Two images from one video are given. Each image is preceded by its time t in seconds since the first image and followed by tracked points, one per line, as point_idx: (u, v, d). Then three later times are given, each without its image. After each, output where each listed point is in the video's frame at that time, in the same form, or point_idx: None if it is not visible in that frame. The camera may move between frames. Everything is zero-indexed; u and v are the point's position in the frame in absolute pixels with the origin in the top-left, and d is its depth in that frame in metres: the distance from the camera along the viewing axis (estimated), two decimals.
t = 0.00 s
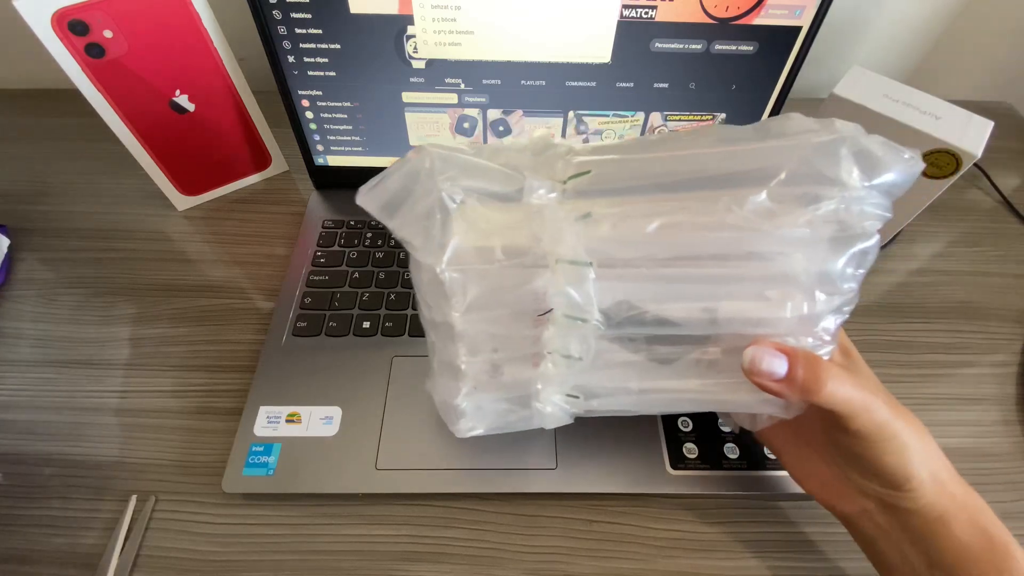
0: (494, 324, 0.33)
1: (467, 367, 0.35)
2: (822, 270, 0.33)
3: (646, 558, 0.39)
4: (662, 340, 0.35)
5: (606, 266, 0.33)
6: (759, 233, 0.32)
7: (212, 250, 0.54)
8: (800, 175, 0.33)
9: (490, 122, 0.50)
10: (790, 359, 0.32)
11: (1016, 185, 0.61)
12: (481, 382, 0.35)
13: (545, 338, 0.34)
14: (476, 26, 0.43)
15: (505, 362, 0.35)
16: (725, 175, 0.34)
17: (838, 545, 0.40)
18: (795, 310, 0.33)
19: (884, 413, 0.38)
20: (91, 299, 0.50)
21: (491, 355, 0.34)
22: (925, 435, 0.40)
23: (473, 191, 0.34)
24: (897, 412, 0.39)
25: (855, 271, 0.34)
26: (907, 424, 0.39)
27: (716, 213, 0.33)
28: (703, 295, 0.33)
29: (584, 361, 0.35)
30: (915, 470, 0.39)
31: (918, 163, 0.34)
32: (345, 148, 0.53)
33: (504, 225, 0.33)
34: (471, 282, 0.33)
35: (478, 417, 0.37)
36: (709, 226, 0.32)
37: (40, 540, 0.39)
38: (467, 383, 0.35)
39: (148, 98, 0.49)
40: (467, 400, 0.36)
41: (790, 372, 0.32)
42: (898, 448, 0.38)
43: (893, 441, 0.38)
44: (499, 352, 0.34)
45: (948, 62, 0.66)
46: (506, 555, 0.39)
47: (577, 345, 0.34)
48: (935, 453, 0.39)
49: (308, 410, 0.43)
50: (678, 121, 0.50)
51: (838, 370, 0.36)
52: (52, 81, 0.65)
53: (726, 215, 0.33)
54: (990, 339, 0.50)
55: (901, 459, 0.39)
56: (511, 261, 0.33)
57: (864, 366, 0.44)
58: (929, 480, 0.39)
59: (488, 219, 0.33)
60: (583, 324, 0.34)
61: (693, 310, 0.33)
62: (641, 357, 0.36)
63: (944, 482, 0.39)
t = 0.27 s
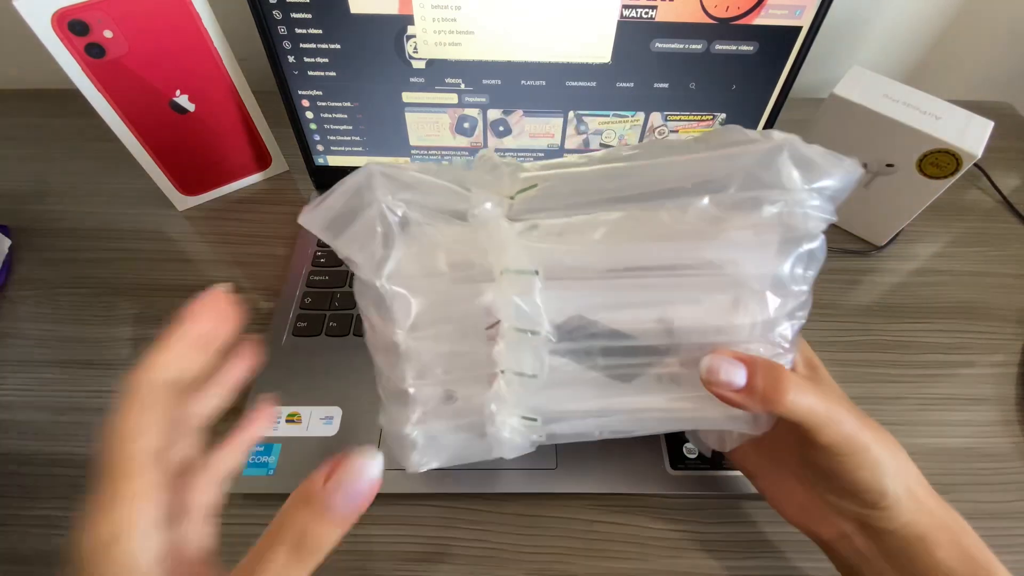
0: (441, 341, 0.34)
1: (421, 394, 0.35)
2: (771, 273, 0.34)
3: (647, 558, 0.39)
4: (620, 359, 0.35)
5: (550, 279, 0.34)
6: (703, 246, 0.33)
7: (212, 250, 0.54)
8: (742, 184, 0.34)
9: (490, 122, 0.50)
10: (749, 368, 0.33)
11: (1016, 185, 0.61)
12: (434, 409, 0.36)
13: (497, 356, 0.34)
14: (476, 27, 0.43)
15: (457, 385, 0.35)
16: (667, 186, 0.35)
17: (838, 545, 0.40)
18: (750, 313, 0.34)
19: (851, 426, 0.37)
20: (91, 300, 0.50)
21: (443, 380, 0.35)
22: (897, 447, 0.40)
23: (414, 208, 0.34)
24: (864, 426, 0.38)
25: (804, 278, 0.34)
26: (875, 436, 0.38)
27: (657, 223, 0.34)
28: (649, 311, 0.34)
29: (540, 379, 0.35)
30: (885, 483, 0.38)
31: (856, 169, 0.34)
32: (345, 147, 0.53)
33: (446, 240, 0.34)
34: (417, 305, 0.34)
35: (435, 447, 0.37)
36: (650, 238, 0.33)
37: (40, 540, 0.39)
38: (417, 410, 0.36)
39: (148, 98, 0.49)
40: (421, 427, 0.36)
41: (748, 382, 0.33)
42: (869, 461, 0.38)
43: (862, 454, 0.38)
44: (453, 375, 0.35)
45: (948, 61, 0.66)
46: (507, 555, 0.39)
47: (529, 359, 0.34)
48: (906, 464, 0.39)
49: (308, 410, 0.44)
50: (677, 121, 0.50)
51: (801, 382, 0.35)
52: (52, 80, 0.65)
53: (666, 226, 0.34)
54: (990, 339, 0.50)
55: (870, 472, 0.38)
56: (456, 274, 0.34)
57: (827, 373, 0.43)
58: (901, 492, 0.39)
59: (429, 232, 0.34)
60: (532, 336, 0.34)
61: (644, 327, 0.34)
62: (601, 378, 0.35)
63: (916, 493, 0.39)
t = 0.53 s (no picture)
0: (441, 286, 0.36)
1: (420, 368, 0.35)
2: (739, 242, 0.37)
3: (647, 558, 0.39)
4: (610, 335, 0.37)
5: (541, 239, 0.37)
6: (676, 221, 0.37)
7: (212, 250, 0.54)
8: (698, 177, 0.39)
9: (490, 122, 0.50)
10: (738, 316, 0.34)
11: (1017, 185, 0.61)
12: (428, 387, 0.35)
13: (495, 311, 0.35)
14: (476, 27, 0.43)
15: (452, 354, 0.35)
16: (635, 181, 0.39)
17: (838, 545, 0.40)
18: (727, 277, 0.37)
19: (843, 397, 0.38)
20: (91, 299, 0.50)
21: (439, 353, 0.35)
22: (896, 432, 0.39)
23: (415, 177, 0.39)
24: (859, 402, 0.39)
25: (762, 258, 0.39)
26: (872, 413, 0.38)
27: (629, 202, 0.38)
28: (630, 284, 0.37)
29: (538, 334, 0.35)
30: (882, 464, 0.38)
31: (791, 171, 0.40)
32: (345, 148, 0.53)
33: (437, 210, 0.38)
34: (413, 265, 0.36)
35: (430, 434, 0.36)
36: (624, 215, 0.38)
37: (40, 540, 0.39)
38: (410, 382, 0.35)
39: (148, 98, 0.49)
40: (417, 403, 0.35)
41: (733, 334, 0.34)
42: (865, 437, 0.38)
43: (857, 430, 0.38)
44: (451, 345, 0.35)
45: (948, 62, 0.66)
46: (507, 555, 0.39)
47: (526, 312, 0.35)
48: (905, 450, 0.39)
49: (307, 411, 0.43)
50: (677, 121, 0.50)
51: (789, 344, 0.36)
52: (51, 80, 0.65)
53: (637, 206, 0.38)
54: (990, 339, 0.50)
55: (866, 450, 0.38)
56: (454, 234, 0.37)
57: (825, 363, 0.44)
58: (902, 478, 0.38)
59: (428, 202, 0.38)
60: (528, 283, 0.35)
61: (629, 296, 0.37)
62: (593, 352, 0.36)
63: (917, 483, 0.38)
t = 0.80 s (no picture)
0: (431, 285, 0.36)
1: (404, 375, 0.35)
2: (749, 261, 0.37)
3: (647, 558, 0.39)
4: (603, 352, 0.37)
5: (541, 245, 0.37)
6: (682, 236, 0.37)
7: (212, 250, 0.54)
8: (709, 190, 0.39)
9: (490, 122, 0.50)
10: (739, 372, 0.33)
11: (1017, 185, 0.61)
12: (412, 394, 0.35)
13: (486, 317, 0.35)
14: (476, 27, 0.43)
15: (440, 359, 0.35)
16: (645, 190, 0.39)
17: (838, 545, 0.40)
18: (733, 298, 0.37)
19: (853, 433, 0.36)
20: (91, 299, 0.50)
21: (425, 360, 0.35)
22: (922, 448, 0.37)
23: (413, 168, 0.39)
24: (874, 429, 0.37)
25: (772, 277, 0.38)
26: (888, 443, 0.36)
27: (638, 211, 0.38)
28: (631, 300, 0.37)
29: (528, 345, 0.36)
30: (899, 489, 0.36)
31: (809, 189, 0.39)
32: (345, 147, 0.53)
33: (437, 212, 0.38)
34: (405, 266, 0.37)
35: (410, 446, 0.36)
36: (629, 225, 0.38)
37: (39, 540, 0.39)
38: (393, 387, 0.35)
39: (148, 98, 0.49)
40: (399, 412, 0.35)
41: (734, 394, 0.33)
42: (880, 470, 0.36)
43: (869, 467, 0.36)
44: (438, 353, 0.35)
45: (948, 62, 0.66)
46: (507, 555, 0.39)
47: (517, 321, 0.35)
48: (929, 469, 0.37)
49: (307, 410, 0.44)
50: (677, 121, 0.50)
51: (790, 392, 0.35)
52: (51, 81, 0.65)
53: (647, 215, 0.38)
54: (991, 339, 0.50)
55: (882, 482, 0.36)
56: (449, 234, 0.37)
57: (854, 363, 0.41)
58: (924, 495, 0.36)
59: (427, 204, 0.39)
60: (523, 291, 0.36)
61: (630, 311, 0.37)
62: (586, 366, 0.37)
63: (939, 498, 0.37)
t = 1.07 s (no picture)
0: (422, 289, 0.38)
1: (394, 378, 0.36)
2: (732, 273, 0.39)
3: (646, 558, 0.39)
4: (592, 361, 0.38)
5: (529, 253, 0.39)
6: (666, 249, 0.40)
7: (212, 250, 0.54)
8: (692, 208, 0.42)
9: (490, 122, 0.50)
10: (711, 368, 0.34)
11: (1017, 185, 0.61)
12: (399, 396, 0.36)
13: (476, 322, 0.37)
14: (476, 27, 0.43)
15: (430, 362, 0.36)
16: (631, 208, 0.42)
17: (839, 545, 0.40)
18: (716, 307, 0.38)
19: (833, 441, 0.36)
20: (91, 299, 0.50)
21: (414, 364, 0.36)
22: (902, 462, 0.37)
23: (409, 181, 0.42)
24: (855, 438, 0.37)
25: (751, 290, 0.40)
26: (867, 453, 0.37)
27: (623, 227, 0.41)
28: (618, 309, 0.39)
29: (517, 348, 0.37)
30: (876, 500, 0.36)
31: (786, 211, 0.43)
32: (345, 148, 0.53)
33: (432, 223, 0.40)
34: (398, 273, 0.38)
35: (396, 450, 0.36)
36: (617, 240, 0.41)
37: (40, 540, 0.39)
38: (382, 387, 0.36)
39: (148, 98, 0.49)
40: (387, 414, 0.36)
41: (710, 389, 0.34)
42: (857, 478, 0.36)
43: (848, 475, 0.36)
44: (427, 357, 0.37)
45: (948, 62, 0.66)
46: (507, 555, 0.39)
47: (506, 326, 0.37)
48: (906, 482, 0.37)
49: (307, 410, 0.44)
50: (677, 121, 0.50)
51: (771, 394, 0.35)
52: (51, 80, 0.66)
53: (633, 231, 0.41)
54: (991, 338, 0.50)
55: (857, 491, 0.36)
56: (442, 242, 0.39)
57: (842, 372, 0.41)
58: (898, 509, 0.36)
59: (422, 216, 0.41)
60: (511, 295, 0.37)
61: (617, 319, 0.39)
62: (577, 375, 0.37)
63: (913, 514, 0.36)
